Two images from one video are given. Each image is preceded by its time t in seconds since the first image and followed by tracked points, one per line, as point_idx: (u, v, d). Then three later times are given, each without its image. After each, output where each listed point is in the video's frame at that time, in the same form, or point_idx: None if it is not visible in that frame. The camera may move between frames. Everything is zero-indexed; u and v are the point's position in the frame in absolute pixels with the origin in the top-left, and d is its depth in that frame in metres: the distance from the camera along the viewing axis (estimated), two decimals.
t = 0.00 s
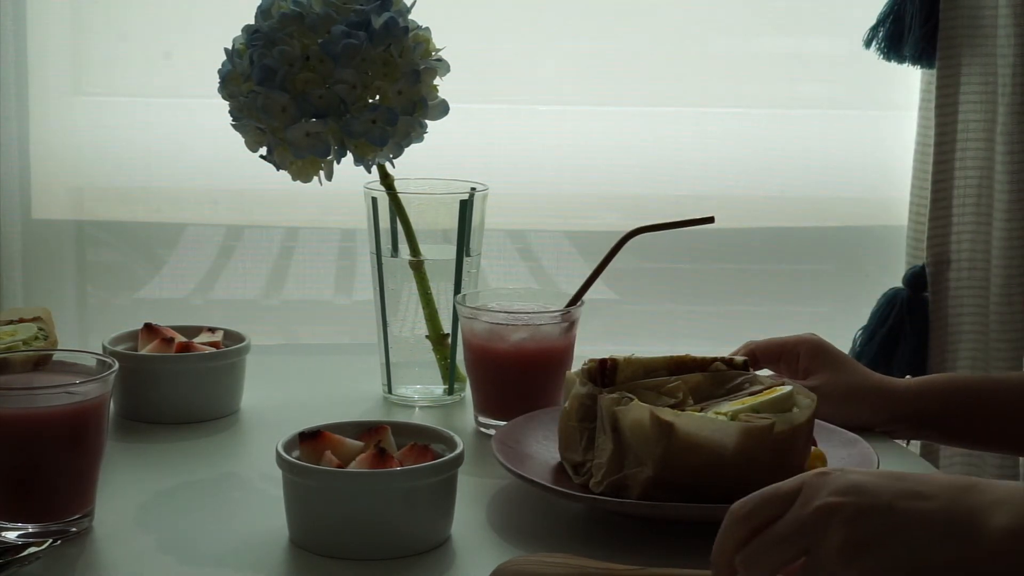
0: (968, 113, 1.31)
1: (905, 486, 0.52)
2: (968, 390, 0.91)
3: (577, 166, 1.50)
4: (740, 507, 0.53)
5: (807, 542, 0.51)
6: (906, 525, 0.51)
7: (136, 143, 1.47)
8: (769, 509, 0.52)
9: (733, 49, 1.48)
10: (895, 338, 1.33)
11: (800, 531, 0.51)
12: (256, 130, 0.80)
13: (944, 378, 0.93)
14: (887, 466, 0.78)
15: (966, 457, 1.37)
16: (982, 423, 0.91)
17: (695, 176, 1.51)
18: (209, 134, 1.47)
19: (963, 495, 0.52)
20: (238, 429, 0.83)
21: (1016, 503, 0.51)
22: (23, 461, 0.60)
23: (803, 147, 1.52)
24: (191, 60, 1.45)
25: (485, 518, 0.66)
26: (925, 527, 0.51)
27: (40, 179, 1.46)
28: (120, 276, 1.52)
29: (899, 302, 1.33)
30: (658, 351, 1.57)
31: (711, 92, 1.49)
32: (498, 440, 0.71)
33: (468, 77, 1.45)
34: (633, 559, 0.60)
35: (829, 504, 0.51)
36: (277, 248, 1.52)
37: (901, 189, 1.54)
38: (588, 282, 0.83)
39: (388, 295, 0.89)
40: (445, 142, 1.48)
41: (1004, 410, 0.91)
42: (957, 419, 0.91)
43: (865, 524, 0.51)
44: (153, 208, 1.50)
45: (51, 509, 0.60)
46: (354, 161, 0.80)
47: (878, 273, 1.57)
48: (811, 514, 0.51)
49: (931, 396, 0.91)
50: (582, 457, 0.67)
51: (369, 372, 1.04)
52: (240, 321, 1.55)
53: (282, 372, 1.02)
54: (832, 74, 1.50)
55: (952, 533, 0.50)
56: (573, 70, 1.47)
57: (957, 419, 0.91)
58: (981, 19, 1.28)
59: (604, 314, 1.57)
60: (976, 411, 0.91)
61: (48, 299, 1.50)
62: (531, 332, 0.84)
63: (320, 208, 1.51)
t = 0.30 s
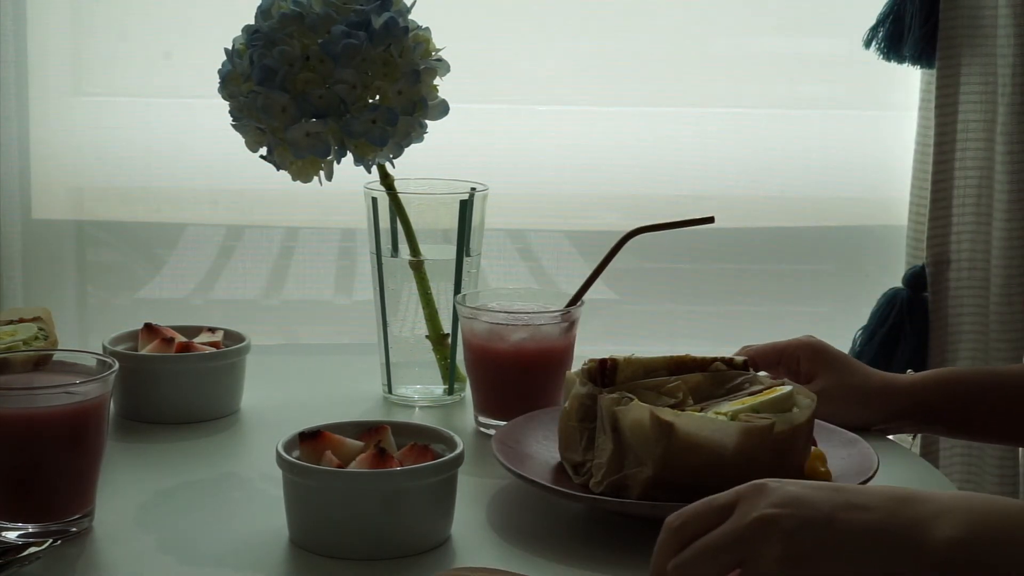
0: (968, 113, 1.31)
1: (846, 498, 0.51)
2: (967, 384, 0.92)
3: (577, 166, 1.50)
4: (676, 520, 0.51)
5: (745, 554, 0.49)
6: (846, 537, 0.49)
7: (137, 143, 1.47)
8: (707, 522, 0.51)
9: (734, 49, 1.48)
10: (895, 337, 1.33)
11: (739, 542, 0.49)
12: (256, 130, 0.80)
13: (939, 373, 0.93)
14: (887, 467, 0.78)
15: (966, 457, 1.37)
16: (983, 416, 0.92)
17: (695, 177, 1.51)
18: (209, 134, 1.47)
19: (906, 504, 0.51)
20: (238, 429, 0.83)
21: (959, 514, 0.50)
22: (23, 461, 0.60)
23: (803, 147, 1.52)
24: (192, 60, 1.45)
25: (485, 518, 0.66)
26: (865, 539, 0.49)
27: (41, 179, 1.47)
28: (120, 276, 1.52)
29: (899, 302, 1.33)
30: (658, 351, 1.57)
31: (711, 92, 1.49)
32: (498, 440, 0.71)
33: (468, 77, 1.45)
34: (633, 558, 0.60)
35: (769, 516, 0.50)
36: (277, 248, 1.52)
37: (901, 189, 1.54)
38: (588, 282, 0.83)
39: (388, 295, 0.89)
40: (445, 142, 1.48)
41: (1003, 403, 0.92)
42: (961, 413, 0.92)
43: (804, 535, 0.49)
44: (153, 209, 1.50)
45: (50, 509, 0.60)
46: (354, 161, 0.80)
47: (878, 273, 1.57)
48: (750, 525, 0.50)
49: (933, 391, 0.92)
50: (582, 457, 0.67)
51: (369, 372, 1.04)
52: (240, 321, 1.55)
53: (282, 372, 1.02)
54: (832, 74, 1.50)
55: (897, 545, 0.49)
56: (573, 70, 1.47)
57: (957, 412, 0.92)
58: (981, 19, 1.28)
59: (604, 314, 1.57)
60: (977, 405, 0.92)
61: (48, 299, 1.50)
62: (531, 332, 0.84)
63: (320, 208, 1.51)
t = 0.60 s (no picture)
0: (967, 113, 1.31)
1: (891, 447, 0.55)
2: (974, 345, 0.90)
3: (577, 166, 1.50)
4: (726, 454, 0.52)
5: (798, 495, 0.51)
6: (900, 490, 0.53)
7: (137, 142, 1.47)
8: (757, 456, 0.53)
9: (733, 49, 1.48)
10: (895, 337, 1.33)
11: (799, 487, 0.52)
12: (256, 130, 0.80)
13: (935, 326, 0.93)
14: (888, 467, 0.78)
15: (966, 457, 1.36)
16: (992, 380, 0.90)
17: (696, 177, 1.51)
18: (208, 134, 1.47)
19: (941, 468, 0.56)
20: (238, 429, 0.83)
21: (999, 497, 0.56)
22: (23, 461, 0.60)
23: (803, 147, 1.52)
24: (191, 61, 1.45)
25: (485, 518, 0.66)
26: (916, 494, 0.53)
27: (40, 179, 1.47)
28: (120, 276, 1.52)
29: (899, 302, 1.33)
30: (658, 351, 1.57)
31: (711, 92, 1.49)
32: (498, 439, 0.71)
33: (468, 77, 1.45)
34: (631, 559, 0.60)
35: (829, 454, 0.53)
36: (277, 248, 1.52)
37: (901, 189, 1.55)
38: (588, 282, 0.83)
39: (388, 294, 0.89)
40: (445, 143, 1.48)
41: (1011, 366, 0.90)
42: (970, 381, 0.90)
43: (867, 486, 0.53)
44: (153, 208, 1.50)
45: (50, 509, 0.60)
46: (354, 161, 0.80)
47: (878, 273, 1.57)
48: (810, 463, 0.53)
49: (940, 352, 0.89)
50: (582, 457, 0.67)
51: (370, 372, 1.04)
52: (240, 320, 1.55)
53: (282, 372, 1.02)
54: (832, 74, 1.50)
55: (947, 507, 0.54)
56: (573, 70, 1.47)
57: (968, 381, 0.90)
58: (980, 19, 1.28)
59: (604, 314, 1.56)
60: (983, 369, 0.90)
61: (48, 299, 1.50)
62: (531, 332, 0.84)
63: (320, 208, 1.51)
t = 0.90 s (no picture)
0: (967, 113, 1.31)
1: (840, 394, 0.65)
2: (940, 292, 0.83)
3: (577, 165, 1.50)
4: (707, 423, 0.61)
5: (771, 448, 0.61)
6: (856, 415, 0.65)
7: (137, 142, 1.47)
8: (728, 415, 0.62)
9: (733, 49, 1.48)
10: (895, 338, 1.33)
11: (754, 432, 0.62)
12: (256, 130, 0.80)
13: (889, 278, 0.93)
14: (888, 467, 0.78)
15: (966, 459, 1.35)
16: (969, 332, 0.83)
17: (696, 178, 1.51)
18: (209, 134, 1.47)
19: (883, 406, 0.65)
20: (238, 429, 0.83)
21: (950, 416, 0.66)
22: (24, 461, 0.60)
23: (802, 148, 1.52)
24: (191, 61, 1.45)
25: (485, 519, 0.66)
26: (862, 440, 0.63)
27: (41, 179, 1.47)
28: (120, 276, 1.52)
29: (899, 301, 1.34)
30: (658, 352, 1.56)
31: (711, 92, 1.48)
32: (498, 439, 0.71)
33: (468, 78, 1.45)
34: (632, 559, 0.60)
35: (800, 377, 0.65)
36: (277, 248, 1.52)
37: (901, 189, 1.55)
38: (588, 282, 0.83)
39: (388, 295, 0.89)
40: (445, 142, 1.48)
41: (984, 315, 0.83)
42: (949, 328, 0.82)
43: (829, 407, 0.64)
44: (153, 209, 1.50)
45: (51, 509, 0.60)
46: (354, 161, 0.80)
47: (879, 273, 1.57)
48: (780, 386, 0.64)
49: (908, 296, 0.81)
50: (582, 457, 0.67)
51: (370, 372, 1.04)
52: (240, 320, 1.55)
53: (282, 372, 1.02)
54: (831, 74, 1.50)
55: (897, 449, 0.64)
56: (573, 70, 1.47)
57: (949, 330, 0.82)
58: (980, 19, 1.28)
59: (604, 315, 1.56)
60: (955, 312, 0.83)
61: (48, 299, 1.50)
62: (530, 332, 0.84)
63: (320, 208, 1.51)
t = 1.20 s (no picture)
0: (967, 113, 1.31)
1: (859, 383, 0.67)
2: (905, 302, 0.89)
3: (577, 166, 1.50)
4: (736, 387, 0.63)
5: (773, 427, 0.62)
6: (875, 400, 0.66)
7: (136, 142, 1.47)
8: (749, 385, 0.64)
9: (733, 49, 1.48)
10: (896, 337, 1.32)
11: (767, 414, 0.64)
12: (256, 130, 0.80)
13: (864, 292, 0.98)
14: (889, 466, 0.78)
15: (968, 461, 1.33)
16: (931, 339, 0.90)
17: (695, 178, 1.51)
18: (209, 133, 1.47)
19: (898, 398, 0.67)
20: (238, 429, 0.83)
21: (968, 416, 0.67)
22: (24, 462, 0.60)
23: (802, 148, 1.52)
24: (191, 61, 1.45)
25: (484, 519, 0.66)
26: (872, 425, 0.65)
27: (40, 179, 1.47)
28: (120, 276, 1.52)
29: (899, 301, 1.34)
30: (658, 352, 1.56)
31: (711, 92, 1.48)
32: (498, 440, 0.71)
33: (468, 77, 1.45)
34: (632, 560, 0.60)
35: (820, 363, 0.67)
36: (277, 248, 1.52)
37: (901, 189, 1.55)
38: (588, 283, 0.83)
39: (388, 294, 0.89)
40: (445, 142, 1.48)
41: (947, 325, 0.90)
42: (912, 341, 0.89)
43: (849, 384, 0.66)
44: (153, 209, 1.50)
45: (51, 509, 0.61)
46: (354, 161, 0.80)
47: (879, 273, 1.57)
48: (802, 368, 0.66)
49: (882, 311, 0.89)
50: (582, 458, 0.67)
51: (370, 372, 1.04)
52: (240, 320, 1.55)
53: (282, 372, 1.02)
54: (831, 74, 1.50)
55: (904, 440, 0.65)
56: (573, 70, 1.47)
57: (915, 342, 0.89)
58: (980, 19, 1.28)
59: (604, 315, 1.56)
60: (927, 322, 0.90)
61: (48, 299, 1.50)
62: (530, 332, 0.84)
63: (320, 208, 1.51)
